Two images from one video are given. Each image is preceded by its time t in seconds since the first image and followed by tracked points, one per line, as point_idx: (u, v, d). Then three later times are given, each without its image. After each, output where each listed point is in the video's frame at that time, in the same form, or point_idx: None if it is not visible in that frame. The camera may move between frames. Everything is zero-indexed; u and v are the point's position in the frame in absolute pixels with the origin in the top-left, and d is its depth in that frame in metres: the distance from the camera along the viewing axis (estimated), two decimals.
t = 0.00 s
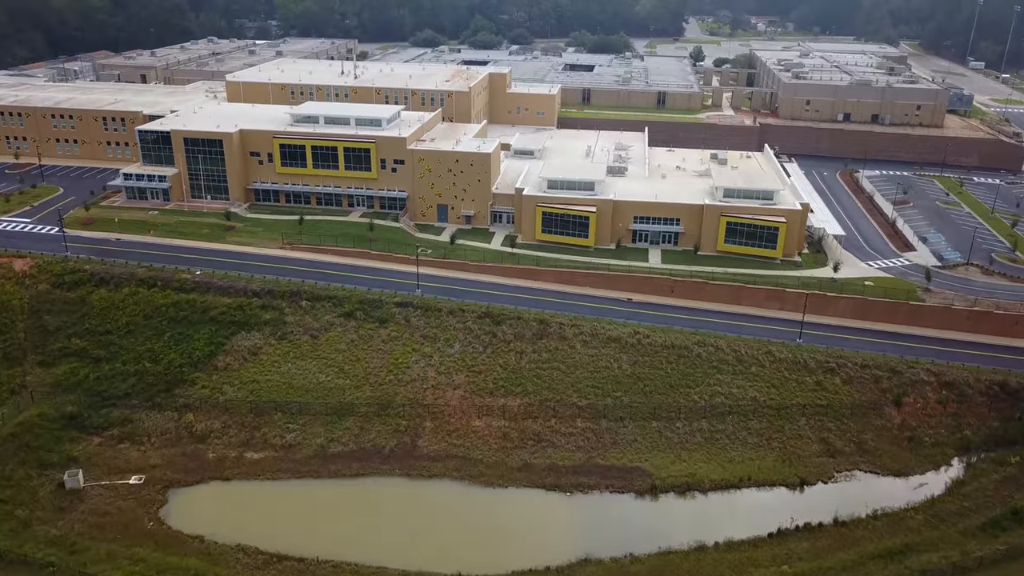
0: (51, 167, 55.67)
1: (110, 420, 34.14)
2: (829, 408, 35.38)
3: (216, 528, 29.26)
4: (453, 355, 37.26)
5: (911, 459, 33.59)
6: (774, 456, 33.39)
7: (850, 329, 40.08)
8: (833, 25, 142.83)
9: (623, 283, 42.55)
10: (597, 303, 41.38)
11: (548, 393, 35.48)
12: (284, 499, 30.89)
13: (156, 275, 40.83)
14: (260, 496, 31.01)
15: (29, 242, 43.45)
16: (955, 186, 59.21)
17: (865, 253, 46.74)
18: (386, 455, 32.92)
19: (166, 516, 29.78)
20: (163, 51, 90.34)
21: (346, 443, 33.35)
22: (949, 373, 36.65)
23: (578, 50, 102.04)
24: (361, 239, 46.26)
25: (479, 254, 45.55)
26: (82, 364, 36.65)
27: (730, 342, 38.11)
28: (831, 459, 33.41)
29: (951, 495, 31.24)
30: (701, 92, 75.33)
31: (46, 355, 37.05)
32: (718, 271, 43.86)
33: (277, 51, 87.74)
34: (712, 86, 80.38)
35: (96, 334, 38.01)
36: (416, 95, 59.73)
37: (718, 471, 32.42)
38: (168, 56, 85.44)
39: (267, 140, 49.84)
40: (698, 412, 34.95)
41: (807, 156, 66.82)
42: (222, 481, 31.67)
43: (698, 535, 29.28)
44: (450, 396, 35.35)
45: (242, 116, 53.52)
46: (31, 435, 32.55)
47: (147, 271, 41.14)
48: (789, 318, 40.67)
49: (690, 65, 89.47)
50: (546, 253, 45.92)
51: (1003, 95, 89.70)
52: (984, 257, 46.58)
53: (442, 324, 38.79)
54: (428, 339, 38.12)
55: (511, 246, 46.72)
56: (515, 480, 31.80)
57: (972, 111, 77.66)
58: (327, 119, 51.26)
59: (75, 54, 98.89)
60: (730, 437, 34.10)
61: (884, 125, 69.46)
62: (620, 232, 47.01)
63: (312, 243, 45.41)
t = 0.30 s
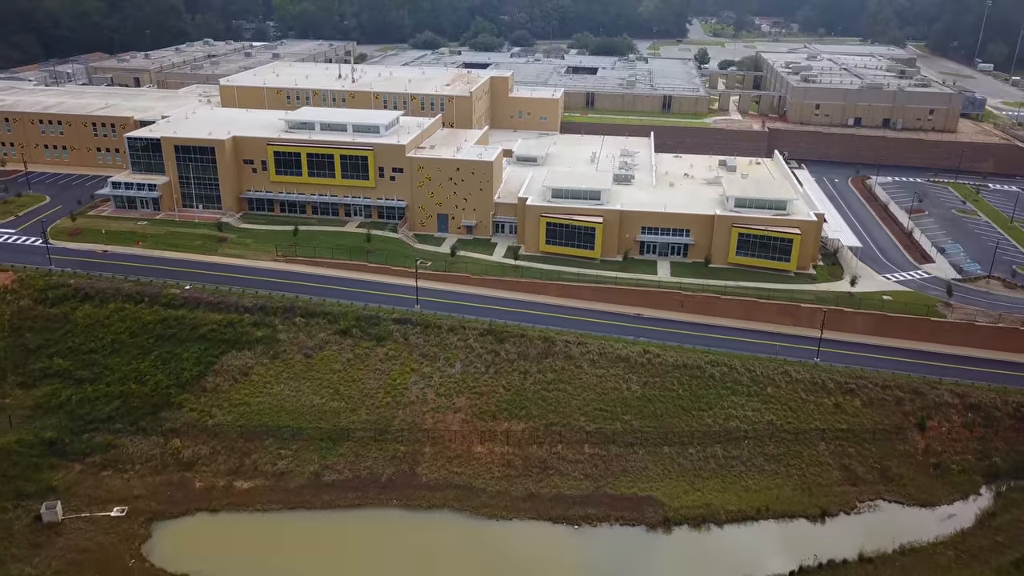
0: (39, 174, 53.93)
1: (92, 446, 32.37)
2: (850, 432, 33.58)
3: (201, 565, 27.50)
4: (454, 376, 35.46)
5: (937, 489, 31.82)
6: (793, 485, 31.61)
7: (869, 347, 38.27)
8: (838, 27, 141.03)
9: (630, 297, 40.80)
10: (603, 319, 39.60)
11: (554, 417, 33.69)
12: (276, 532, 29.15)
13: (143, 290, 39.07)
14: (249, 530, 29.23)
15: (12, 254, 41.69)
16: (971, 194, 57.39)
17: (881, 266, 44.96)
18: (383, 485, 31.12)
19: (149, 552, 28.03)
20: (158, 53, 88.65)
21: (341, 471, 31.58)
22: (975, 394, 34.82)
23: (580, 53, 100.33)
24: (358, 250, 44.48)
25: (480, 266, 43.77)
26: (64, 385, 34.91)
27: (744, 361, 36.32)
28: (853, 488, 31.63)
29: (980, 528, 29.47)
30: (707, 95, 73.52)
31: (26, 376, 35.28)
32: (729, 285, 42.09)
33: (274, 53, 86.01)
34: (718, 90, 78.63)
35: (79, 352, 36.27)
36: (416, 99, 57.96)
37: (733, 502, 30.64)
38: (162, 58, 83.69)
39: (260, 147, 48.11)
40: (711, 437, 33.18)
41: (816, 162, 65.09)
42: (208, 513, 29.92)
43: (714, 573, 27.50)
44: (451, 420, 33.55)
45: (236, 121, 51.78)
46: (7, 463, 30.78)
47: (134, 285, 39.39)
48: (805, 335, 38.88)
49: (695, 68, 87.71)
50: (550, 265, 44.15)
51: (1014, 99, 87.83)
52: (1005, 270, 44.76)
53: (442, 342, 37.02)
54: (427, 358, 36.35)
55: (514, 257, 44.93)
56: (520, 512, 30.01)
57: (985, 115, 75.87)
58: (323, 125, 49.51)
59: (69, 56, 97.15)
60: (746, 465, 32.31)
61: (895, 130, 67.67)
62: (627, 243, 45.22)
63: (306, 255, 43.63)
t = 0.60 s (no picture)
0: (25, 182, 52.19)
1: (72, 475, 30.63)
2: (873, 460, 31.78)
3: None
4: (454, 399, 33.66)
5: (965, 522, 30.08)
6: (814, 517, 29.84)
7: (890, 367, 36.48)
8: (844, 28, 139.14)
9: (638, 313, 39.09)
10: (610, 336, 37.79)
11: (560, 443, 31.93)
12: (266, 570, 27.49)
13: (129, 306, 37.30)
14: (237, 568, 27.53)
15: None
16: (988, 201, 55.62)
17: (899, 279, 43.19)
18: (379, 518, 29.34)
19: None
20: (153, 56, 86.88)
21: (335, 502, 29.80)
22: (1004, 418, 33.04)
23: (583, 54, 98.56)
24: (355, 263, 42.71)
25: (482, 279, 42.00)
26: (44, 408, 33.16)
27: (760, 382, 34.53)
28: (877, 520, 29.87)
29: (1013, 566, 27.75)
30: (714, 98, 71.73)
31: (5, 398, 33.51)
32: (742, 300, 40.32)
33: (270, 56, 84.21)
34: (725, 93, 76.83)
35: (61, 373, 34.53)
36: (415, 104, 56.15)
37: (750, 536, 28.91)
38: (157, 61, 81.93)
39: (254, 155, 46.35)
40: (726, 464, 31.38)
41: (827, 167, 63.31)
42: (194, 548, 28.23)
43: None
44: (451, 446, 31.76)
45: (229, 128, 50.03)
46: None
47: (120, 301, 37.65)
48: (822, 354, 37.10)
49: (700, 70, 85.95)
50: (555, 278, 42.40)
51: None
52: None
53: (442, 362, 35.25)
54: (427, 380, 34.58)
55: (517, 270, 43.14)
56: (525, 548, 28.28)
57: (998, 119, 74.09)
58: (319, 132, 47.76)
59: (62, 58, 95.40)
60: (764, 495, 30.52)
61: (908, 134, 65.86)
62: (635, 255, 43.46)
63: (300, 268, 41.88)
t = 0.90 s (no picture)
0: (11, 190, 50.44)
1: (50, 508, 28.88)
2: (898, 491, 29.98)
3: None
4: (455, 425, 31.88)
5: (996, 558, 28.36)
6: (837, 554, 28.06)
7: (913, 388, 34.67)
8: (848, 29, 137.53)
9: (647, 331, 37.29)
10: (618, 356, 35.99)
11: (568, 472, 30.16)
12: None
13: (113, 324, 35.56)
14: None
15: None
16: (1006, 210, 53.86)
17: (919, 294, 41.41)
18: (375, 555, 27.55)
19: None
20: (147, 58, 85.12)
21: (328, 537, 28.01)
22: None
23: (586, 56, 96.87)
24: (352, 277, 40.93)
25: (484, 294, 40.22)
26: (22, 434, 31.41)
27: (777, 406, 32.75)
28: (904, 557, 28.09)
29: None
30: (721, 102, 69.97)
31: None
32: (756, 316, 38.54)
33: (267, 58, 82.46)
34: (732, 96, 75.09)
35: (41, 396, 32.78)
36: (415, 109, 54.41)
37: None
38: (151, 63, 80.16)
39: (246, 163, 44.59)
40: (744, 495, 29.56)
41: (838, 174, 61.57)
42: None
43: None
44: (452, 476, 29.97)
45: (221, 134, 48.29)
46: None
47: (105, 318, 35.90)
48: (841, 375, 35.31)
49: (706, 73, 84.24)
50: (560, 293, 40.64)
51: None
52: None
53: (443, 385, 33.49)
54: (426, 403, 32.80)
55: (521, 284, 41.34)
56: None
57: (1012, 123, 72.34)
58: (315, 139, 46.03)
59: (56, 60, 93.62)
60: (784, 528, 28.71)
61: (921, 140, 64.10)
62: (643, 268, 41.70)
63: (294, 282, 40.13)
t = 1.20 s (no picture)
0: None
1: (24, 544, 27.07)
2: (929, 523, 28.08)
3: None
4: (456, 453, 30.12)
5: None
6: None
7: (939, 412, 32.88)
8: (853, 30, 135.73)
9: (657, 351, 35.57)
10: (628, 377, 34.21)
11: (576, 505, 28.34)
12: None
13: (96, 344, 33.81)
14: None
15: None
16: None
17: (941, 310, 39.61)
18: None
19: None
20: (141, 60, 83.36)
21: None
22: None
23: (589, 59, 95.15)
24: (348, 292, 39.15)
25: (486, 309, 38.45)
26: None
27: (796, 432, 30.99)
28: None
29: None
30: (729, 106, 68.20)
31: None
32: (771, 334, 36.79)
33: (263, 61, 80.67)
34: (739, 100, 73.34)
35: (19, 421, 31.04)
36: (414, 114, 52.65)
37: None
38: (144, 66, 78.42)
39: (238, 172, 42.85)
40: (764, 529, 27.64)
41: (850, 181, 59.81)
42: None
43: None
44: (452, 509, 28.13)
45: (213, 141, 46.54)
46: None
47: (88, 337, 34.16)
48: (862, 398, 33.54)
49: (712, 76, 82.49)
50: (566, 308, 38.88)
51: None
52: None
53: (443, 410, 31.75)
54: (425, 429, 31.04)
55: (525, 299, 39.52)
56: None
57: None
58: (310, 147, 44.30)
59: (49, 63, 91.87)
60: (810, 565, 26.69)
61: (935, 145, 62.33)
62: (653, 283, 39.95)
63: (288, 298, 38.37)
